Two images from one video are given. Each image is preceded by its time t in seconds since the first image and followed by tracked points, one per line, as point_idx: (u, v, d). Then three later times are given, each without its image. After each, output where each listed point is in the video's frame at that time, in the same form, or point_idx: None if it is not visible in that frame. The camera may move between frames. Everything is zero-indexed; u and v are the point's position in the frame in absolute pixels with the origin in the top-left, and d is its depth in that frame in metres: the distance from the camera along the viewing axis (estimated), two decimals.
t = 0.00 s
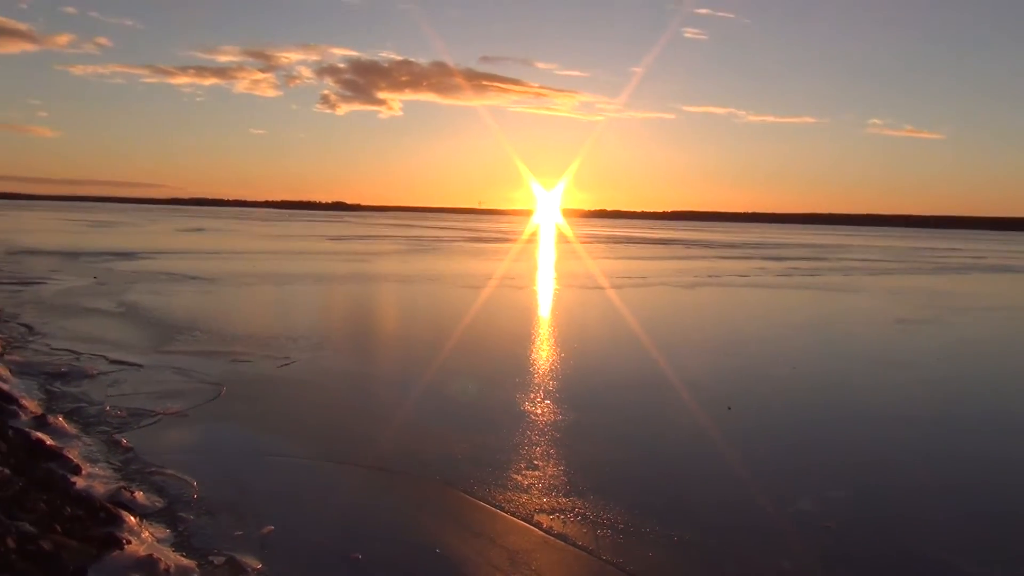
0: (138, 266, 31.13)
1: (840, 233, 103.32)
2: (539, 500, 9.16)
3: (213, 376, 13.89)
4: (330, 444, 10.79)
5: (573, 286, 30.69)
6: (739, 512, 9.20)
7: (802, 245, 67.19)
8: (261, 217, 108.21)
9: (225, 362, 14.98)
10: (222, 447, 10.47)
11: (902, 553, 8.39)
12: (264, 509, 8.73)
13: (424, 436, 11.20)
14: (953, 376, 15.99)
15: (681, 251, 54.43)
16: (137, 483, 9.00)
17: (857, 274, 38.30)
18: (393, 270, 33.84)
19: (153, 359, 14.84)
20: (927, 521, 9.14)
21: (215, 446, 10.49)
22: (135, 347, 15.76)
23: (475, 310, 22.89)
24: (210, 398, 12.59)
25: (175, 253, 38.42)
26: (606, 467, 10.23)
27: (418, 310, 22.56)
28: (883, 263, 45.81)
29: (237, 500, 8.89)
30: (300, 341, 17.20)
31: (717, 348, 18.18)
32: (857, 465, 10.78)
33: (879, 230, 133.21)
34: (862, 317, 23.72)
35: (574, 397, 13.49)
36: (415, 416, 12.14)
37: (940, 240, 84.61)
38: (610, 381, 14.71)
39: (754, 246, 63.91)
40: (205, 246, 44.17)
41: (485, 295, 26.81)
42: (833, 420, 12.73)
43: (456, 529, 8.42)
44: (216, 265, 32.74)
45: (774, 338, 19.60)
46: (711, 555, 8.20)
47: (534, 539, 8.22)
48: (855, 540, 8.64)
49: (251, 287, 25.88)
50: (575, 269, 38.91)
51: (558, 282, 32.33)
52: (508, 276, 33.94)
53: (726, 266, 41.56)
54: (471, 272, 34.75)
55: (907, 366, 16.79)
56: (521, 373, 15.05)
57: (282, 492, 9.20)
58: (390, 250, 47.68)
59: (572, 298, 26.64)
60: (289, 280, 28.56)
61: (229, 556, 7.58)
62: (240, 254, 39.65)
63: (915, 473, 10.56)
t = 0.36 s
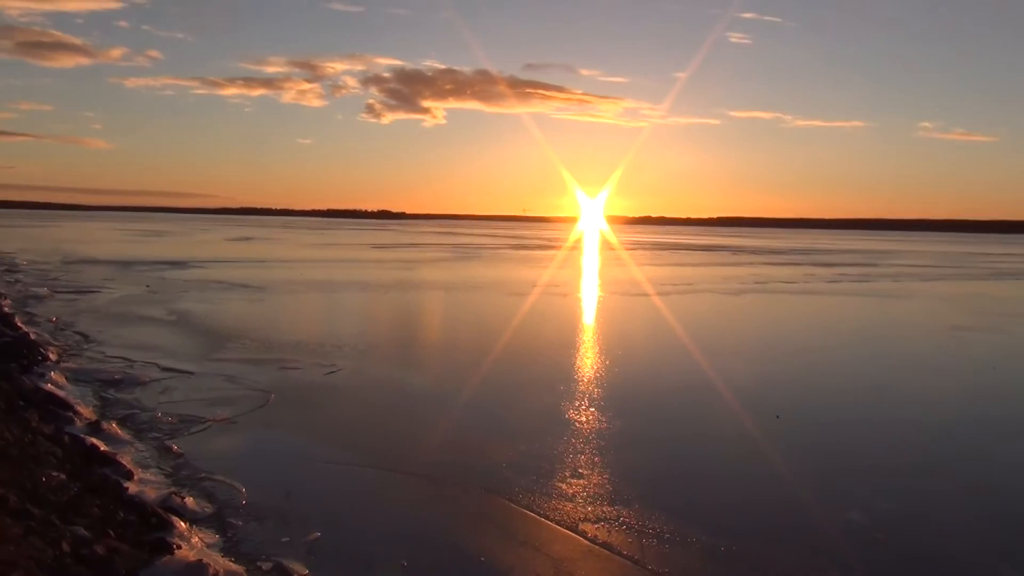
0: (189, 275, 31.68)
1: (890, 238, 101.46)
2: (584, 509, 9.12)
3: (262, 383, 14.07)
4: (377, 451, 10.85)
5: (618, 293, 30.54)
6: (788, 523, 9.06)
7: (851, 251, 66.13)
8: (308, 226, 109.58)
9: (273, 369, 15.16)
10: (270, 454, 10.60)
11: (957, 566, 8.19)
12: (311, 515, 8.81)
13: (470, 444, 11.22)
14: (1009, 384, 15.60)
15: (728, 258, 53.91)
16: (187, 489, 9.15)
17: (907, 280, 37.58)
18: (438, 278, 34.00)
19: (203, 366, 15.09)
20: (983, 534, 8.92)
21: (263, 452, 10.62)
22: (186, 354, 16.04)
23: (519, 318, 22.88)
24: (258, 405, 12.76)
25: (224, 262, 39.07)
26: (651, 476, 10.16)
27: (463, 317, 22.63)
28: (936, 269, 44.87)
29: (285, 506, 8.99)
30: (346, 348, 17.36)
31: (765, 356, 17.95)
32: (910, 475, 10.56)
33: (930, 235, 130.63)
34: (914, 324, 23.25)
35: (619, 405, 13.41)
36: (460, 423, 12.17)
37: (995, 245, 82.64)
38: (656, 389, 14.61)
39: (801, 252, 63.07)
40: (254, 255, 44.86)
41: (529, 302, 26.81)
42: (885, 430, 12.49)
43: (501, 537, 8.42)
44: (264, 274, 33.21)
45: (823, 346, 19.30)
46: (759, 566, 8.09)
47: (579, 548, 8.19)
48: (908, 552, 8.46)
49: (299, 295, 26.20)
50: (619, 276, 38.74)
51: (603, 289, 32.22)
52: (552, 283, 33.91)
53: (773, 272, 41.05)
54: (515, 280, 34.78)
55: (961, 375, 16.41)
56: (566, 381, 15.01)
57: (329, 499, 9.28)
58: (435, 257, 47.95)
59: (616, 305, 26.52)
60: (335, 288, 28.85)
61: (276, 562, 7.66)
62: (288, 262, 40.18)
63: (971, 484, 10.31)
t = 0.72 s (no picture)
0: (213, 279, 31.93)
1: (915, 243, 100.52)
2: (605, 514, 9.09)
3: (284, 387, 14.14)
4: (398, 456, 10.87)
5: (639, 298, 30.45)
6: (811, 530, 9.00)
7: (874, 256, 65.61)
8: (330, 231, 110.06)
9: (296, 373, 15.24)
10: (291, 457, 10.64)
11: None
12: (332, 519, 8.84)
13: (492, 449, 11.22)
14: None
15: (751, 263, 53.64)
16: (210, 491, 9.21)
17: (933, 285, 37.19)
18: (458, 283, 34.05)
19: (227, 370, 15.19)
20: (1010, 543, 8.80)
21: (285, 456, 10.66)
22: (210, 358, 16.16)
23: (540, 323, 22.87)
24: (281, 409, 12.82)
25: (248, 266, 39.34)
26: (673, 483, 10.11)
27: (484, 322, 22.64)
28: (961, 275, 44.39)
29: (307, 510, 9.02)
30: (368, 352, 17.42)
31: (788, 361, 17.83)
32: (936, 483, 10.44)
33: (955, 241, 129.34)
34: (940, 329, 23.01)
35: (640, 410, 13.36)
36: (482, 428, 12.17)
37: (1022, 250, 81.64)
38: (678, 395, 14.55)
39: (825, 257, 62.64)
40: (277, 259, 45.13)
41: (550, 307, 26.78)
42: (909, 437, 12.36)
43: (522, 542, 8.41)
44: (287, 278, 33.39)
45: (846, 352, 19.16)
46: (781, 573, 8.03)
47: (600, 554, 8.17)
48: (933, 560, 8.37)
49: (321, 299, 26.33)
50: (641, 281, 38.63)
51: (625, 293, 32.13)
52: (573, 288, 33.86)
53: (796, 278, 40.79)
54: (536, 284, 34.77)
55: (988, 381, 16.22)
56: (588, 386, 14.99)
57: (351, 503, 9.30)
58: (456, 262, 48.05)
59: (638, 310, 26.43)
60: (358, 292, 28.98)
61: (298, 565, 7.69)
62: (311, 267, 40.38)
63: (998, 493, 10.18)
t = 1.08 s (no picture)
0: (236, 282, 32.14)
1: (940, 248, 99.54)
2: (626, 520, 9.05)
3: (306, 390, 14.21)
4: (419, 459, 10.88)
5: (661, 302, 30.35)
6: (835, 537, 8.91)
7: (899, 261, 64.98)
8: (352, 235, 110.50)
9: (318, 376, 15.30)
10: (313, 460, 10.68)
11: None
12: (354, 522, 8.87)
13: (512, 453, 11.20)
14: None
15: (774, 268, 53.28)
16: (232, 493, 9.26)
17: (959, 291, 36.78)
18: (480, 287, 34.08)
19: (250, 372, 15.27)
20: None
21: (306, 459, 10.70)
22: (233, 361, 16.27)
23: (562, 327, 22.83)
24: (302, 411, 12.88)
25: (271, 269, 39.55)
26: (694, 488, 10.06)
27: (505, 326, 22.63)
28: (988, 280, 43.88)
29: (328, 513, 9.05)
30: (389, 356, 17.45)
31: (811, 367, 17.68)
32: (961, 491, 10.31)
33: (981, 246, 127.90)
34: (966, 335, 22.75)
35: (662, 415, 13.28)
36: (503, 432, 12.16)
37: None
38: (699, 400, 14.47)
39: (849, 262, 62.13)
40: (298, 263, 45.36)
41: (572, 311, 26.73)
42: (934, 443, 12.21)
43: (543, 547, 8.39)
44: (309, 282, 33.56)
45: (870, 357, 18.98)
46: None
47: (621, 559, 8.14)
48: (958, 568, 8.26)
49: (343, 302, 26.44)
50: (663, 285, 38.48)
51: (646, 298, 32.03)
52: (595, 292, 33.80)
53: (820, 283, 40.47)
54: (558, 289, 34.72)
55: (1015, 388, 16.01)
56: (609, 390, 14.93)
57: (372, 505, 9.33)
58: (478, 266, 48.09)
59: (660, 315, 26.32)
60: (379, 296, 29.07)
61: (319, 567, 7.72)
62: (333, 270, 40.54)
63: None
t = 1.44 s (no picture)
0: (260, 285, 32.35)
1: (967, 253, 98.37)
2: (649, 525, 9.02)
3: (330, 393, 14.27)
4: (441, 463, 10.89)
5: (685, 307, 30.21)
6: (860, 545, 8.81)
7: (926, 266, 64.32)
8: (376, 238, 110.88)
9: (341, 379, 15.36)
10: (336, 463, 10.72)
11: None
12: (376, 525, 8.89)
13: (535, 458, 11.19)
14: None
15: (799, 272, 52.88)
16: (257, 495, 9.32)
17: (988, 297, 36.33)
18: (503, 290, 34.08)
19: (274, 375, 15.37)
20: None
21: (329, 462, 10.74)
22: (257, 363, 16.37)
23: (585, 331, 22.79)
24: (325, 414, 12.93)
25: (295, 272, 39.78)
26: (717, 494, 9.99)
27: (528, 330, 22.63)
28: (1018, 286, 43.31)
29: (350, 515, 9.08)
30: (412, 359, 17.49)
31: (836, 373, 17.52)
32: (989, 500, 10.17)
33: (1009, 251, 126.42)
34: (994, 342, 22.45)
35: (685, 421, 13.22)
36: (525, 437, 12.15)
37: None
38: (723, 405, 14.38)
39: (875, 267, 61.56)
40: (322, 266, 45.61)
41: (595, 315, 26.66)
42: (962, 451, 12.05)
43: (565, 551, 8.37)
44: (333, 285, 33.70)
45: (897, 364, 18.78)
46: None
47: (643, 565, 8.10)
48: None
49: (367, 305, 26.55)
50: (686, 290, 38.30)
51: (669, 302, 31.91)
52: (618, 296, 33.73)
53: (845, 288, 40.13)
54: (581, 293, 34.66)
55: None
56: (632, 395, 14.88)
57: (394, 508, 9.35)
58: (501, 270, 48.11)
59: (683, 319, 26.19)
60: (402, 299, 29.17)
61: (342, 569, 7.74)
62: (357, 274, 40.72)
63: None
